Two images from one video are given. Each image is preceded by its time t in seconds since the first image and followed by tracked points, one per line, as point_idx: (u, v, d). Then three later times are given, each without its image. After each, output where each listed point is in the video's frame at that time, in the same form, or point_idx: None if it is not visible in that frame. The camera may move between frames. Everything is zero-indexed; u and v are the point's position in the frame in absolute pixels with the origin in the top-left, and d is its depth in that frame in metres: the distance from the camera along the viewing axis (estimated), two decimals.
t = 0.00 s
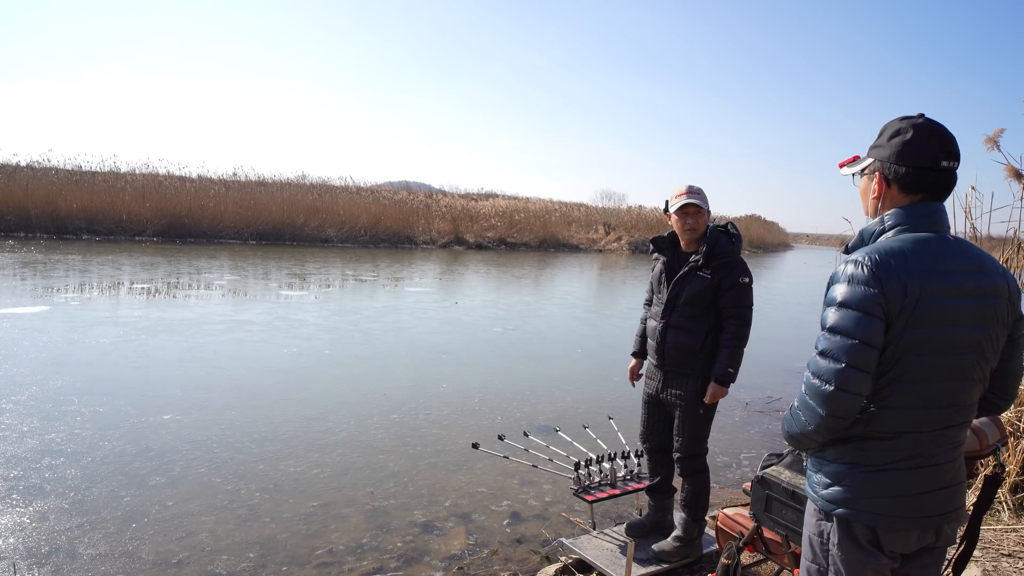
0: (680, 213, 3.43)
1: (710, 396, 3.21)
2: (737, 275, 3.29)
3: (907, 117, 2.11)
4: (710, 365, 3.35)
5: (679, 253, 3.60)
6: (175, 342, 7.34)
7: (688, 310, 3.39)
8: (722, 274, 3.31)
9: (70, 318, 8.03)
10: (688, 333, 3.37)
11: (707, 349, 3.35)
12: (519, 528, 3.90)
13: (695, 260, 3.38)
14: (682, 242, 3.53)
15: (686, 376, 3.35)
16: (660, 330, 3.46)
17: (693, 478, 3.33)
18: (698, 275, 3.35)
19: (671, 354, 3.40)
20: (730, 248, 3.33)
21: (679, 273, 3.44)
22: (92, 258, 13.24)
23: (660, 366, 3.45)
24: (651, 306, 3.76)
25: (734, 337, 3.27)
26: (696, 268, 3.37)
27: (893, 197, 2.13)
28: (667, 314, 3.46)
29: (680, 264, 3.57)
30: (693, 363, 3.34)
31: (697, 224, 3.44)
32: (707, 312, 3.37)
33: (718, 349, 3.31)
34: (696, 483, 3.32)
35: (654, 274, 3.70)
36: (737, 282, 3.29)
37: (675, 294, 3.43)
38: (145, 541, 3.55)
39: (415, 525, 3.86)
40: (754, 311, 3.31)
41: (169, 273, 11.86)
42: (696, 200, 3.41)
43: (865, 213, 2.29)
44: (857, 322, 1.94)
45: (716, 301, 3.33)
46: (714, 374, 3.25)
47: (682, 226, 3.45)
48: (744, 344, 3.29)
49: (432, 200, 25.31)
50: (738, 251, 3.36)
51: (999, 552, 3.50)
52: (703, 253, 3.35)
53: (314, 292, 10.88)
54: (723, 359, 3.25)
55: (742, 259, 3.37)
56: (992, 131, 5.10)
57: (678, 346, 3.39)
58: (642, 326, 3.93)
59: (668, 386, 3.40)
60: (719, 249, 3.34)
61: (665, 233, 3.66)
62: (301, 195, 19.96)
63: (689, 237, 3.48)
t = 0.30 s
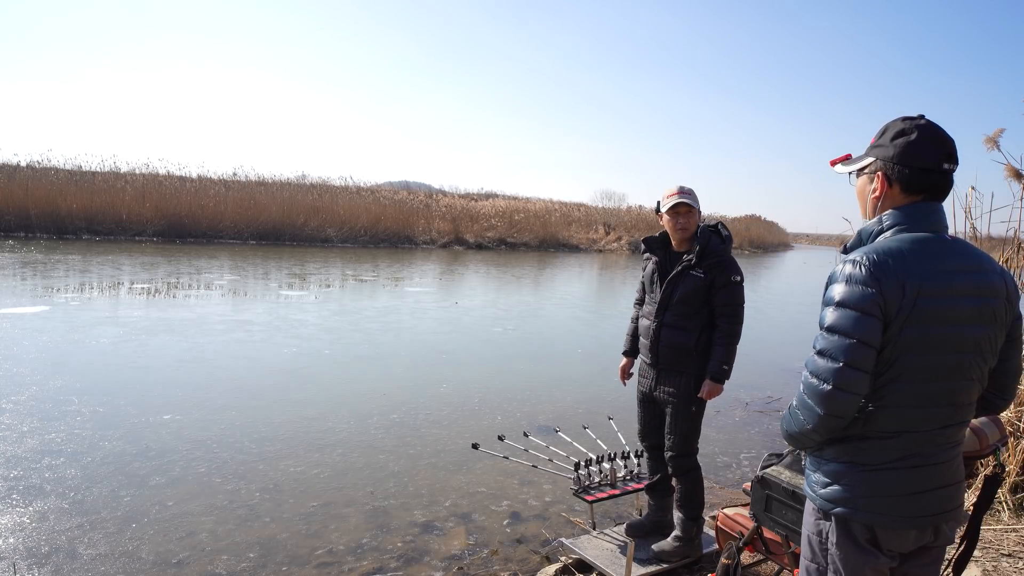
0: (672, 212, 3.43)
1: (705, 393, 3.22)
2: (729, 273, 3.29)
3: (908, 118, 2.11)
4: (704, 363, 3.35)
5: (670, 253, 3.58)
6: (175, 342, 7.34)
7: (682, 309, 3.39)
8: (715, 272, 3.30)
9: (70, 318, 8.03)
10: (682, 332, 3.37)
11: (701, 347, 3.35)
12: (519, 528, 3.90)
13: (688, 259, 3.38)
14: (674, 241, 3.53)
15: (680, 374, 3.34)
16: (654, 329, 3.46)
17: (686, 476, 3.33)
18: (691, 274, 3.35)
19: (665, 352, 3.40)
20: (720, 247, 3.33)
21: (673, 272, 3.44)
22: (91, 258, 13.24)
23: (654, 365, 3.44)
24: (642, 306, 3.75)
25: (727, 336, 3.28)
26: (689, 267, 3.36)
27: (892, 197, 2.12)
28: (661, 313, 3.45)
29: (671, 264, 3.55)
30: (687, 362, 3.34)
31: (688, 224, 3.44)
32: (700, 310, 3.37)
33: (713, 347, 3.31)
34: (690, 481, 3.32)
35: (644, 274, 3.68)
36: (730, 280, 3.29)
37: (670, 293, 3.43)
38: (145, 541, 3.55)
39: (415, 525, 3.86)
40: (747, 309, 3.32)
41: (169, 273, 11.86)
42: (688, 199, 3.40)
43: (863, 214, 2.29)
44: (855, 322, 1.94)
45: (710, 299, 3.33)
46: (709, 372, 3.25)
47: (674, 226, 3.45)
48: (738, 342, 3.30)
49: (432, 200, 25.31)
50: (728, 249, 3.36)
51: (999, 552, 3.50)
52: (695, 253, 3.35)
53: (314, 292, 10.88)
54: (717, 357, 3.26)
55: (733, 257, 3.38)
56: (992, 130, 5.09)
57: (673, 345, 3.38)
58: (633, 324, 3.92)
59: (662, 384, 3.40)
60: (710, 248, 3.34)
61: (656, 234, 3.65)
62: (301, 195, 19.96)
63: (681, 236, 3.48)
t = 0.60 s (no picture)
0: (667, 213, 3.43)
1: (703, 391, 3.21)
2: (724, 272, 3.30)
3: (907, 118, 2.11)
4: (701, 362, 3.36)
5: (665, 253, 3.58)
6: (175, 342, 7.34)
7: (678, 308, 3.38)
8: (711, 271, 3.31)
9: (70, 318, 8.03)
10: (679, 331, 3.37)
11: (697, 346, 3.36)
12: (519, 528, 3.90)
13: (684, 259, 3.38)
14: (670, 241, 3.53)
15: (677, 373, 3.34)
16: (651, 329, 3.45)
17: (683, 475, 3.32)
18: (688, 274, 3.35)
19: (662, 351, 3.39)
20: (715, 248, 3.34)
21: (669, 272, 3.43)
22: (92, 258, 13.23)
23: (650, 364, 3.44)
24: (637, 305, 3.75)
25: (724, 334, 3.28)
26: (685, 267, 3.37)
27: (891, 197, 2.12)
28: (658, 312, 3.44)
29: (666, 264, 3.55)
30: (684, 361, 3.34)
31: (682, 224, 3.45)
32: (696, 309, 3.37)
33: (710, 346, 3.31)
34: (687, 480, 3.31)
35: (639, 274, 3.67)
36: (725, 279, 3.29)
37: (665, 293, 3.43)
38: (145, 541, 3.54)
39: (415, 525, 3.86)
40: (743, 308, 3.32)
41: (169, 273, 11.86)
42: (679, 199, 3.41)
43: (862, 213, 2.28)
44: (853, 322, 1.94)
45: (707, 299, 3.33)
46: (706, 371, 3.25)
47: (668, 226, 3.46)
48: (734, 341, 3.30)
49: (432, 200, 25.31)
50: (724, 249, 3.37)
51: (1000, 552, 3.49)
52: (690, 253, 3.36)
53: (314, 292, 10.88)
54: (713, 355, 3.26)
55: (728, 257, 3.38)
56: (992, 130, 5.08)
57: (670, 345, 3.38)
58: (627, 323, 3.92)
59: (658, 383, 3.40)
60: (705, 248, 3.36)
61: (651, 234, 3.65)
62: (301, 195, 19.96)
63: (675, 236, 3.48)
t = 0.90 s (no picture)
0: (663, 212, 3.44)
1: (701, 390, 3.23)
2: (721, 271, 3.30)
3: (906, 119, 2.11)
4: (698, 361, 3.36)
5: (662, 253, 3.58)
6: (175, 342, 7.34)
7: (677, 307, 3.38)
8: (708, 270, 3.31)
9: (70, 318, 8.03)
10: (677, 331, 3.36)
11: (695, 345, 3.36)
12: (519, 528, 3.90)
13: (680, 259, 3.38)
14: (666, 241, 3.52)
15: (674, 372, 3.35)
16: (649, 328, 3.44)
17: (683, 475, 3.32)
18: (685, 273, 3.35)
19: (660, 351, 3.39)
20: (711, 246, 3.34)
21: (666, 271, 3.43)
22: (92, 258, 13.23)
23: (648, 364, 3.44)
24: (634, 305, 3.74)
25: (721, 333, 3.28)
26: (682, 266, 3.37)
27: (891, 198, 2.12)
28: (655, 311, 3.44)
29: (663, 264, 3.55)
30: (682, 360, 3.34)
31: (678, 224, 3.45)
32: (694, 309, 3.38)
33: (707, 345, 3.31)
34: (687, 479, 3.31)
35: (637, 274, 3.67)
36: (722, 279, 3.30)
37: (662, 292, 3.42)
38: (145, 541, 3.54)
39: (415, 525, 3.86)
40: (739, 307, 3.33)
41: (169, 273, 11.86)
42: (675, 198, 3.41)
43: (862, 213, 2.28)
44: (852, 319, 1.94)
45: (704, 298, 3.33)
46: (703, 369, 3.26)
47: (664, 225, 3.46)
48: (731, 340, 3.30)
49: (432, 200, 25.31)
50: (720, 248, 3.37)
51: (999, 552, 3.49)
52: (687, 252, 3.37)
53: (314, 292, 10.88)
54: (711, 353, 3.27)
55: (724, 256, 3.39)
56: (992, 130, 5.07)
57: (667, 344, 3.38)
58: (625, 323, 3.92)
59: (657, 383, 3.40)
60: (701, 248, 3.36)
61: (648, 234, 3.64)
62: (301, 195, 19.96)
63: (671, 235, 3.48)
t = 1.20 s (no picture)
0: (661, 212, 3.44)
1: (699, 390, 3.23)
2: (720, 271, 3.30)
3: (907, 120, 2.11)
4: (696, 361, 3.36)
5: (662, 253, 3.58)
6: (175, 342, 7.34)
7: (675, 307, 3.38)
8: (706, 270, 3.31)
9: (70, 318, 8.03)
10: (676, 330, 3.37)
11: (694, 345, 3.36)
12: (519, 528, 3.90)
13: (679, 259, 3.38)
14: (666, 240, 3.52)
15: (672, 372, 3.35)
16: (648, 328, 3.44)
17: (683, 474, 3.32)
18: (684, 273, 3.35)
19: (658, 351, 3.39)
20: (709, 246, 3.33)
21: (664, 271, 3.43)
22: (92, 258, 13.23)
23: (647, 363, 3.44)
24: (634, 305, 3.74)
25: (720, 333, 3.28)
26: (681, 266, 3.37)
27: (891, 198, 2.12)
28: (654, 311, 3.44)
29: (663, 264, 3.55)
30: (681, 360, 3.34)
31: (676, 224, 3.45)
32: (693, 309, 3.38)
33: (706, 345, 3.31)
34: (686, 479, 3.31)
35: (636, 274, 3.67)
36: (721, 279, 3.30)
37: (661, 292, 3.42)
38: (145, 541, 3.54)
39: (415, 525, 3.86)
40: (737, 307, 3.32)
41: (169, 273, 11.85)
42: (674, 199, 3.41)
43: (862, 213, 2.29)
44: (850, 317, 1.93)
45: (704, 298, 3.33)
46: (702, 369, 3.26)
47: (661, 225, 3.46)
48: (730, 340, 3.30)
49: (433, 200, 25.31)
50: (718, 248, 3.36)
51: (999, 552, 3.49)
52: (685, 252, 3.36)
53: (314, 292, 10.88)
54: (709, 353, 3.27)
55: (723, 256, 3.38)
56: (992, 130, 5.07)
57: (666, 344, 3.38)
58: (625, 323, 3.92)
59: (656, 382, 3.40)
60: (700, 248, 3.35)
61: (647, 234, 3.64)
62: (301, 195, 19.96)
63: (670, 235, 3.48)
